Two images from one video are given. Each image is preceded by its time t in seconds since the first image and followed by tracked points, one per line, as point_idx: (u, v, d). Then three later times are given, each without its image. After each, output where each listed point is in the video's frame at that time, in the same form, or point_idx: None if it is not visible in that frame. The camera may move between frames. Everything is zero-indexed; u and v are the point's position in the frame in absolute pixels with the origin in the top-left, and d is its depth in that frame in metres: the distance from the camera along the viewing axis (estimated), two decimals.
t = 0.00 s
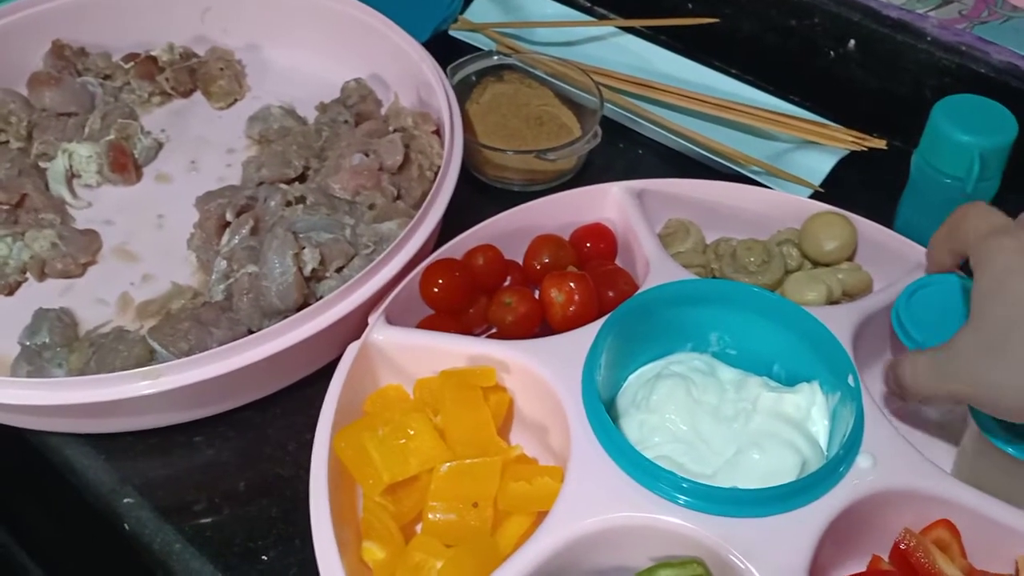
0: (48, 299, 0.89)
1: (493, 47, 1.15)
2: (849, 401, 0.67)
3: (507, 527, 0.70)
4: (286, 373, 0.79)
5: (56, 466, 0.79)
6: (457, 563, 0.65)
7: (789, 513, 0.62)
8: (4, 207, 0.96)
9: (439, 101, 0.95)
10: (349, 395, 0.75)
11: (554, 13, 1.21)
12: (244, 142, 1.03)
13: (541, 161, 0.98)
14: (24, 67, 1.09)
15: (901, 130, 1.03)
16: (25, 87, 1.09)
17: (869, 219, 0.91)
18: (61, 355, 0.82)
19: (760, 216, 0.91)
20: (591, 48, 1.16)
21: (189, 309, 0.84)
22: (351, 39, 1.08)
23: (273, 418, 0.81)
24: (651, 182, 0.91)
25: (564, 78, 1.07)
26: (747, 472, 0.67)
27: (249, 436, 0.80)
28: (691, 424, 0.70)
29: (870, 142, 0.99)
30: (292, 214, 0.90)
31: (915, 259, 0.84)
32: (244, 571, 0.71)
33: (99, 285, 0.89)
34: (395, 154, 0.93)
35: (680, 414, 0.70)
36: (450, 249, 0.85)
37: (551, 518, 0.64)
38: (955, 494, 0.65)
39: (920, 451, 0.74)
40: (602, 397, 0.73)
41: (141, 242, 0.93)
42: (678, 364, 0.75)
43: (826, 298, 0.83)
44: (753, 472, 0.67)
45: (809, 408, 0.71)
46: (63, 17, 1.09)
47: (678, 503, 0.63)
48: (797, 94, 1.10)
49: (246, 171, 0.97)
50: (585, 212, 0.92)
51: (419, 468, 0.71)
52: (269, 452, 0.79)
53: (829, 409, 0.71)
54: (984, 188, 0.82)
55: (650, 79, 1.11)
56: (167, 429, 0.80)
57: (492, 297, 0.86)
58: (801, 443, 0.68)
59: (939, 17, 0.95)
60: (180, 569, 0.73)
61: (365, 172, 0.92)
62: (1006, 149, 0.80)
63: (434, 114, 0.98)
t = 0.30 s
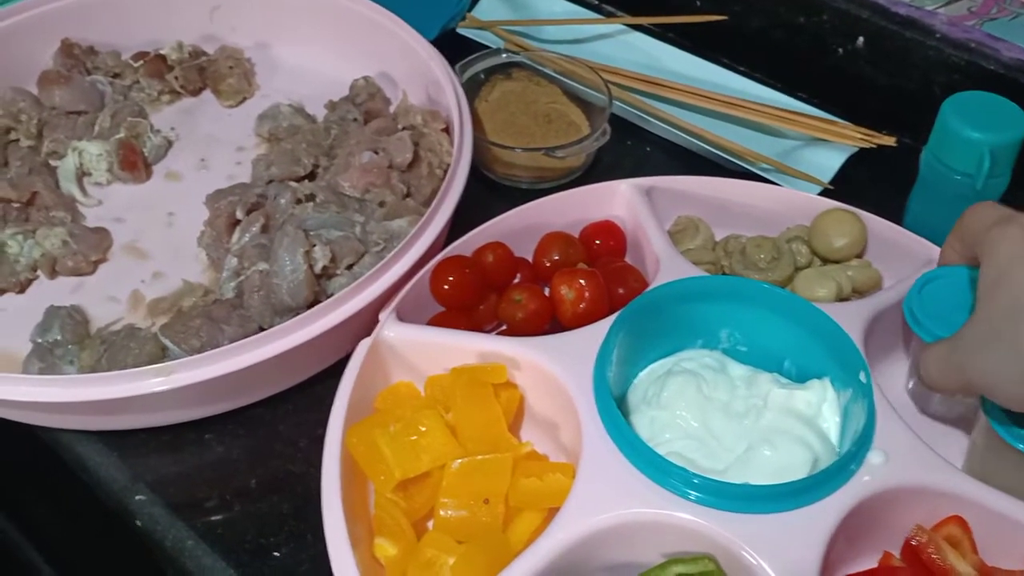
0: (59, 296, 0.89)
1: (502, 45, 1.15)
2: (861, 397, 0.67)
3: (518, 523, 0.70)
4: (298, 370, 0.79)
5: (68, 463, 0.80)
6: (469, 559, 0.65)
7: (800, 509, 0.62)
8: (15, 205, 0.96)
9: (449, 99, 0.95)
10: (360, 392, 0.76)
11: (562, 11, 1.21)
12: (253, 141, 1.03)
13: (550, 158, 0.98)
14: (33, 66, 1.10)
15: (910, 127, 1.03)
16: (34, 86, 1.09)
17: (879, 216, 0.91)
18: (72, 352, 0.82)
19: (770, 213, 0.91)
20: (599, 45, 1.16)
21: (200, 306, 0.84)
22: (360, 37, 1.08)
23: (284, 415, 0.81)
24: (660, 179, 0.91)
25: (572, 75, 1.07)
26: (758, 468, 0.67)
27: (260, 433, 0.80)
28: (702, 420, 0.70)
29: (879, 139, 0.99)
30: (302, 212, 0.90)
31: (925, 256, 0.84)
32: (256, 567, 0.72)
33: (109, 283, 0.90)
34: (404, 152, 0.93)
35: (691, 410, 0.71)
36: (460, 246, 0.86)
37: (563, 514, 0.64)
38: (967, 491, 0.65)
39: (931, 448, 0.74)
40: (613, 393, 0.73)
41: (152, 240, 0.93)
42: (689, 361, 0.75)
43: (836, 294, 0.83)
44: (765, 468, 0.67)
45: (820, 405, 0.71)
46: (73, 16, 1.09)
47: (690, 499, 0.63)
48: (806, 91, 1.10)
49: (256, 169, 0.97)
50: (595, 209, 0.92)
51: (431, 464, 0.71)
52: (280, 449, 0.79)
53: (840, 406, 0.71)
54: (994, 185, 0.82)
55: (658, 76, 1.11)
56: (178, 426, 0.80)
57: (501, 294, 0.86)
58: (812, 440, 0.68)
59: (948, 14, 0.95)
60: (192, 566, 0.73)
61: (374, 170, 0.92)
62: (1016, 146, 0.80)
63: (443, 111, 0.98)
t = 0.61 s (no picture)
0: (56, 295, 0.89)
1: (497, 44, 1.15)
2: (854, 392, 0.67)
3: (512, 519, 0.70)
4: (293, 368, 0.79)
5: (64, 461, 0.80)
6: (463, 556, 0.66)
7: (792, 503, 0.63)
8: (12, 205, 0.96)
9: (444, 98, 0.95)
10: (355, 389, 0.76)
11: (558, 11, 1.21)
12: (250, 140, 1.04)
13: (545, 157, 0.99)
14: (31, 67, 1.10)
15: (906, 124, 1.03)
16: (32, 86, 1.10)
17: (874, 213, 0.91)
18: (69, 351, 0.82)
19: (765, 210, 0.91)
20: (596, 44, 1.17)
21: (195, 304, 0.84)
22: (356, 37, 1.08)
23: (279, 413, 0.81)
24: (656, 177, 0.91)
25: (568, 74, 1.07)
26: (751, 464, 0.67)
27: (255, 430, 0.80)
28: (696, 416, 0.70)
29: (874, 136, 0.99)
30: (297, 210, 0.90)
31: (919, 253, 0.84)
32: (251, 565, 0.72)
33: (106, 283, 0.90)
34: (400, 150, 0.93)
35: (685, 406, 0.71)
36: (455, 244, 0.86)
37: (556, 509, 0.64)
38: (962, 486, 0.65)
39: (926, 444, 0.74)
40: (607, 389, 0.73)
41: (148, 239, 0.93)
42: (683, 358, 0.75)
43: (830, 291, 0.84)
44: (758, 464, 0.67)
45: (813, 400, 0.71)
46: (70, 17, 1.09)
47: (683, 494, 0.63)
48: (802, 89, 1.10)
49: (252, 168, 0.97)
50: (590, 207, 0.92)
51: (425, 461, 0.71)
52: (276, 446, 0.79)
53: (834, 401, 0.71)
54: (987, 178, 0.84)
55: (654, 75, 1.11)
56: (174, 424, 0.80)
57: (496, 291, 0.86)
58: (805, 435, 0.68)
59: (943, 12, 0.98)
60: (189, 563, 0.73)
61: (370, 168, 0.92)
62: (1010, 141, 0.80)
63: (439, 110, 0.99)
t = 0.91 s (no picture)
0: (43, 297, 0.90)
1: (483, 45, 1.16)
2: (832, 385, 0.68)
3: (495, 514, 0.71)
4: (278, 366, 0.80)
5: (51, 461, 0.80)
6: (446, 549, 0.66)
7: (771, 494, 0.63)
8: None
9: (429, 98, 0.96)
10: (339, 387, 0.76)
11: (543, 11, 1.22)
12: (236, 142, 1.04)
13: (530, 156, 0.99)
14: (19, 71, 1.11)
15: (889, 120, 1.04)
16: (20, 90, 1.10)
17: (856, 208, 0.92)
18: (55, 352, 0.82)
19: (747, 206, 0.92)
20: (582, 44, 1.17)
21: (181, 304, 0.84)
22: (342, 38, 1.09)
23: (265, 412, 0.81)
24: (639, 174, 0.91)
25: (553, 74, 1.08)
26: (731, 456, 0.68)
27: (241, 430, 0.80)
28: (676, 410, 0.71)
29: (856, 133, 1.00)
30: (283, 210, 0.90)
31: (898, 247, 0.85)
32: (236, 562, 0.72)
33: (92, 284, 0.90)
34: (385, 150, 0.94)
35: (666, 400, 0.71)
36: (439, 242, 0.86)
37: (537, 502, 0.64)
38: (941, 477, 0.66)
39: (907, 436, 0.75)
40: (589, 384, 0.73)
41: (135, 240, 0.94)
42: (665, 352, 0.76)
43: (812, 287, 0.85)
44: (738, 456, 0.68)
45: (793, 393, 0.72)
46: (57, 20, 1.10)
47: (663, 487, 0.64)
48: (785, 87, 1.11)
49: (238, 169, 0.97)
50: (574, 205, 0.93)
51: (409, 457, 0.72)
52: (262, 445, 0.79)
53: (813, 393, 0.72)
54: (967, 174, 0.83)
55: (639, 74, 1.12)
56: (160, 424, 0.81)
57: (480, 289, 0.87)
58: (785, 427, 0.69)
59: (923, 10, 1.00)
60: (174, 561, 0.73)
61: (355, 168, 0.93)
62: (988, 137, 0.81)
63: (424, 110, 0.99)
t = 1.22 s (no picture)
0: (37, 300, 0.90)
1: (474, 47, 1.16)
2: (820, 380, 0.69)
3: (489, 510, 0.71)
4: (272, 366, 0.80)
5: (47, 463, 0.80)
6: (441, 545, 0.66)
7: (761, 486, 0.64)
8: None
9: (421, 99, 0.97)
10: (332, 386, 0.77)
11: (534, 13, 1.23)
12: (229, 145, 1.05)
13: (520, 156, 1.00)
14: (13, 77, 1.11)
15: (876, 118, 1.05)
16: (13, 96, 1.11)
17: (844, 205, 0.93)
18: (50, 354, 0.83)
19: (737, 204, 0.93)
20: (572, 45, 1.18)
21: (175, 306, 0.85)
22: (333, 41, 1.10)
23: (260, 412, 0.82)
24: (629, 173, 0.93)
25: (544, 75, 1.08)
26: (722, 450, 0.68)
27: (236, 430, 0.81)
28: (667, 405, 0.72)
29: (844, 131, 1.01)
30: (276, 212, 0.91)
31: (885, 244, 0.86)
32: (231, 560, 0.72)
33: (87, 287, 0.91)
34: (377, 152, 0.95)
35: (657, 396, 0.72)
36: (432, 242, 0.87)
37: (530, 498, 0.65)
38: (929, 468, 0.67)
39: (896, 428, 0.76)
40: (581, 381, 0.74)
41: (129, 243, 0.94)
42: (656, 349, 0.77)
43: (800, 282, 0.86)
44: (728, 449, 0.68)
45: (782, 387, 0.73)
46: (50, 25, 1.10)
47: (655, 480, 0.65)
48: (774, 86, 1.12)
49: (231, 172, 0.98)
50: (565, 204, 0.94)
51: (403, 454, 0.72)
52: (257, 445, 0.80)
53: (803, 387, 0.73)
54: (952, 171, 0.84)
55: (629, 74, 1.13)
56: (156, 425, 0.81)
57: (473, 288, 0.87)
58: (774, 421, 0.70)
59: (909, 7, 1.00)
60: (170, 561, 0.74)
61: (347, 170, 0.93)
62: (972, 133, 0.81)
63: (416, 111, 1.00)
